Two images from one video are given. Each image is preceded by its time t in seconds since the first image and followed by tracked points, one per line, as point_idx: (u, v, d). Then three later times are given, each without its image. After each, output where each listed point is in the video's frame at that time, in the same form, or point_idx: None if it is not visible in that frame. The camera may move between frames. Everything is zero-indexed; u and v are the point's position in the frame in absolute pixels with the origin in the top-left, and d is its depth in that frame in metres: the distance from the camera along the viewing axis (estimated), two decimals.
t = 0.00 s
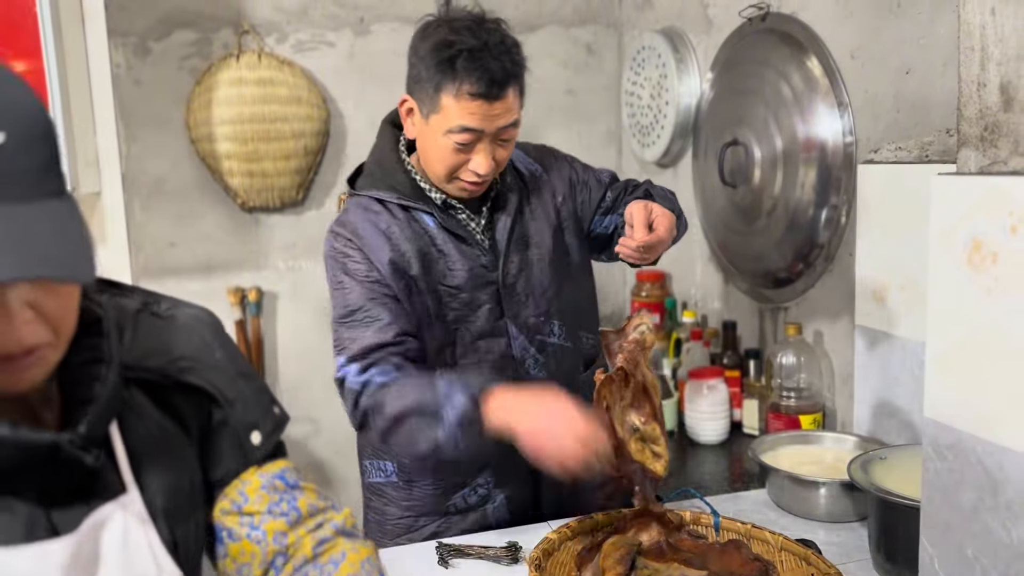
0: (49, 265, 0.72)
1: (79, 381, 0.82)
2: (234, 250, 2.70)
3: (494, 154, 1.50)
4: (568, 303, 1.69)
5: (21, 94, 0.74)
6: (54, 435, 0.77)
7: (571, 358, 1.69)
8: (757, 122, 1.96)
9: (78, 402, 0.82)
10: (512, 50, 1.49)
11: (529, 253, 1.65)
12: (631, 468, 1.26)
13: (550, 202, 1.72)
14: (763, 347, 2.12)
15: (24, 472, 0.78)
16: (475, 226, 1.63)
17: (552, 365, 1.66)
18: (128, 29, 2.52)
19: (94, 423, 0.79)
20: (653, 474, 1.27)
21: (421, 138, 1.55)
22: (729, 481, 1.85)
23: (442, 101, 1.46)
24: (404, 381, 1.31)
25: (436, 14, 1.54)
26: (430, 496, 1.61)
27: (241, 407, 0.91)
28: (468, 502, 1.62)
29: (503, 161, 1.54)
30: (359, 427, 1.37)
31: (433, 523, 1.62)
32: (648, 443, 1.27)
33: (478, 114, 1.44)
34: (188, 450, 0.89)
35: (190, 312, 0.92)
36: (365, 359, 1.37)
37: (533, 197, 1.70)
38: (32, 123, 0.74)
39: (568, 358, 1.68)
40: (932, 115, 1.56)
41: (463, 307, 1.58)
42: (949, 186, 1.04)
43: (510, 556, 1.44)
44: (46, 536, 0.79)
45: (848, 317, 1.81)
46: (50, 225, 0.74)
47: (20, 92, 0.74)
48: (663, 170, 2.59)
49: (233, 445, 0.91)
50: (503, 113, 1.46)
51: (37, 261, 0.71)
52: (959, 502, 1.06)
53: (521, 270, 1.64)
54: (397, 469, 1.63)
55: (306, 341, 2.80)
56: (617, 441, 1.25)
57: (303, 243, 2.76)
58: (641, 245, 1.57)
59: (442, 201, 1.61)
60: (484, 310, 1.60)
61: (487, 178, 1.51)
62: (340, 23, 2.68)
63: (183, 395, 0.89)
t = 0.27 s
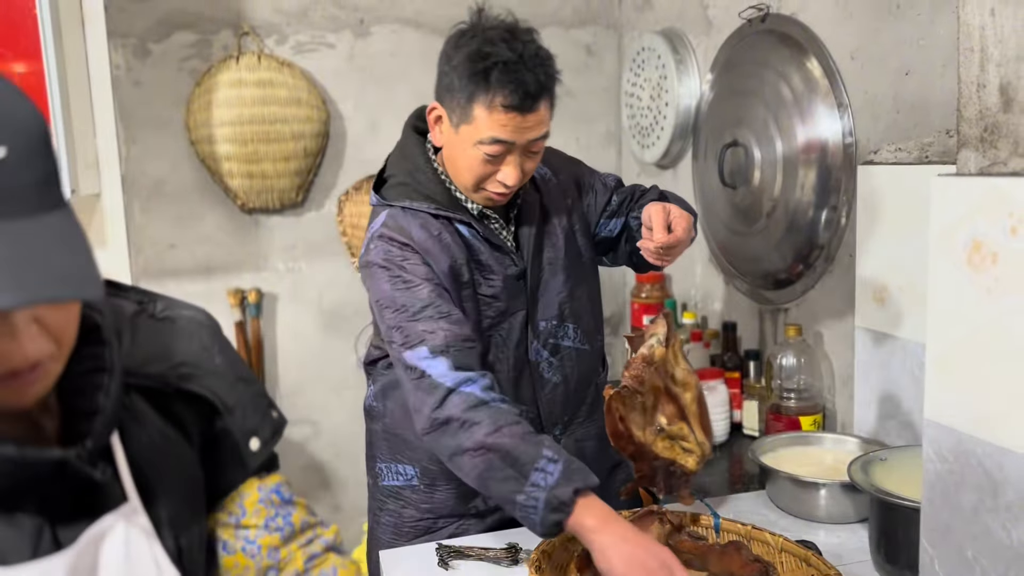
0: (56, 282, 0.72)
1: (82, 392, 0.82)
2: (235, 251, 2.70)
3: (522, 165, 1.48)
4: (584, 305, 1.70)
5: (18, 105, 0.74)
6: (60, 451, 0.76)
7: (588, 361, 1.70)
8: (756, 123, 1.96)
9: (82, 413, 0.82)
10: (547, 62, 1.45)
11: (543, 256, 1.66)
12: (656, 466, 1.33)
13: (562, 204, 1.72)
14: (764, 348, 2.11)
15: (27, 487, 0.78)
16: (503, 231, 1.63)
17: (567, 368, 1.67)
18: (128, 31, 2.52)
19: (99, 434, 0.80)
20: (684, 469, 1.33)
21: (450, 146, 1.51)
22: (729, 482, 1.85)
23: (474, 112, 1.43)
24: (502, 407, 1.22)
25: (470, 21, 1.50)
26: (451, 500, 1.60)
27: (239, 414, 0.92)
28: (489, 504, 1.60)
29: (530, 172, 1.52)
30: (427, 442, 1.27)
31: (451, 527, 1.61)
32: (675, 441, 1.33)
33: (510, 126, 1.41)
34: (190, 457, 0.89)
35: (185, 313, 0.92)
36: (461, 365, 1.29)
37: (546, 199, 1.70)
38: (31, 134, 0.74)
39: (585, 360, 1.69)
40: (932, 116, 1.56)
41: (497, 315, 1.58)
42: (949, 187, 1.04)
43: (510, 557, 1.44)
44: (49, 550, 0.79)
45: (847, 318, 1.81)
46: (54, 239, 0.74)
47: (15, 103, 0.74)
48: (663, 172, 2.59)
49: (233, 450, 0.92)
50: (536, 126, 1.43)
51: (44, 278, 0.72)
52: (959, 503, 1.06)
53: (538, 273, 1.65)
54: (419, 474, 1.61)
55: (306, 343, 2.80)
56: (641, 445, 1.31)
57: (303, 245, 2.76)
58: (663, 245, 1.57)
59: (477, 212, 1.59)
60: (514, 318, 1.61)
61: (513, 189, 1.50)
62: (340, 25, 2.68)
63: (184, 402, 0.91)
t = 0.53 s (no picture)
0: (78, 303, 0.73)
1: (90, 400, 0.82)
2: (235, 253, 2.70)
3: (538, 158, 1.50)
4: (591, 305, 1.70)
5: (40, 115, 0.73)
6: (68, 462, 0.77)
7: (594, 362, 1.70)
8: (756, 124, 1.96)
9: (89, 422, 0.81)
10: (565, 58, 1.47)
11: (551, 256, 1.66)
12: (674, 453, 1.42)
13: (570, 206, 1.72)
14: (764, 349, 2.11)
15: (34, 494, 0.77)
16: (508, 226, 1.64)
17: (574, 368, 1.67)
18: (127, 33, 2.52)
19: (105, 444, 0.80)
20: (704, 460, 1.39)
21: (467, 138, 1.52)
22: (729, 484, 1.85)
23: (494, 102, 1.44)
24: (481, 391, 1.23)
25: (490, 17, 1.52)
26: (454, 499, 1.60)
27: (245, 426, 0.90)
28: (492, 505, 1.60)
29: (544, 166, 1.54)
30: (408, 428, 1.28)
31: (454, 527, 1.61)
32: (693, 432, 1.40)
33: (530, 118, 1.43)
34: (196, 465, 0.89)
35: (200, 320, 0.94)
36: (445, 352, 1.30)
37: (554, 200, 1.70)
38: (54, 150, 0.73)
39: (590, 361, 1.69)
40: (931, 117, 1.56)
41: (501, 310, 1.58)
42: (949, 188, 1.04)
43: (511, 559, 1.44)
44: (51, 558, 0.78)
45: (847, 320, 1.81)
46: (73, 259, 0.75)
47: (39, 114, 0.73)
48: (663, 173, 2.59)
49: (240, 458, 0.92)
50: (553, 119, 1.45)
51: (66, 300, 0.72)
52: (959, 504, 1.06)
53: (546, 272, 1.65)
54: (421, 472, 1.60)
55: (306, 344, 2.80)
56: (651, 435, 1.40)
57: (303, 246, 2.76)
58: (674, 241, 1.58)
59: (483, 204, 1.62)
60: (519, 314, 1.61)
61: (527, 181, 1.52)
62: (340, 26, 2.69)
63: (193, 411, 0.91)
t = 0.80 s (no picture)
0: (88, 315, 0.72)
1: (99, 404, 0.82)
2: (235, 254, 2.70)
3: (534, 152, 1.50)
4: (588, 305, 1.71)
5: (56, 124, 0.72)
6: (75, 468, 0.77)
7: (593, 363, 1.70)
8: (756, 125, 1.96)
9: (97, 427, 0.81)
10: (559, 53, 1.48)
11: (548, 257, 1.66)
12: (666, 445, 1.37)
13: (569, 209, 1.73)
14: (764, 350, 2.12)
15: (41, 500, 0.76)
16: (503, 223, 1.67)
17: (572, 368, 1.67)
18: (128, 34, 2.52)
19: (114, 448, 0.80)
20: (697, 455, 1.34)
21: (461, 135, 1.54)
22: (729, 484, 1.85)
23: (489, 98, 1.45)
24: (434, 382, 1.28)
25: (483, 13, 1.54)
26: (448, 498, 1.60)
27: (252, 431, 0.90)
28: (486, 505, 1.60)
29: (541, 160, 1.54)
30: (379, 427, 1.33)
31: (450, 528, 1.61)
32: (689, 425, 1.38)
33: (524, 113, 1.44)
34: (203, 470, 0.89)
35: (207, 322, 0.95)
36: (401, 349, 1.35)
37: (552, 202, 1.72)
38: (70, 158, 0.73)
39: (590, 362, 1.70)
40: (931, 118, 1.56)
41: (491, 306, 1.59)
42: (948, 188, 1.05)
43: (511, 559, 1.44)
44: (59, 563, 0.77)
45: (847, 320, 1.81)
46: (85, 269, 0.74)
47: (56, 123, 0.72)
48: (663, 173, 2.59)
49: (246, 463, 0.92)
50: (547, 113, 1.46)
51: (77, 311, 0.71)
52: (958, 505, 1.06)
53: (543, 272, 1.65)
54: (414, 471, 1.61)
55: (306, 345, 2.80)
56: (643, 419, 1.38)
57: (303, 247, 2.76)
58: (683, 228, 1.59)
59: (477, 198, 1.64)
60: (510, 311, 1.61)
61: (523, 177, 1.52)
62: (340, 27, 2.69)
63: (201, 415, 0.91)
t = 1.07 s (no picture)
0: (89, 312, 0.72)
1: (100, 404, 0.82)
2: (235, 255, 2.71)
3: (530, 159, 1.51)
4: (584, 304, 1.71)
5: (61, 125, 0.72)
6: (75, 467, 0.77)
7: (590, 361, 1.71)
8: (756, 126, 1.96)
9: (99, 426, 0.81)
10: (559, 63, 1.49)
11: (543, 255, 1.67)
12: (662, 424, 1.38)
13: (564, 209, 1.73)
14: (763, 350, 2.12)
15: (43, 498, 0.77)
16: (497, 222, 1.67)
17: (567, 365, 1.68)
18: (128, 35, 2.52)
19: (115, 447, 0.80)
20: (693, 435, 1.35)
21: (460, 140, 1.54)
22: (728, 485, 1.85)
23: (488, 106, 1.45)
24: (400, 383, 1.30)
25: (484, 20, 1.54)
26: (446, 497, 1.60)
27: (253, 432, 0.91)
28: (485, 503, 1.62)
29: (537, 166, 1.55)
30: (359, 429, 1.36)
31: (449, 527, 1.62)
32: (685, 405, 1.38)
33: (523, 122, 1.44)
34: (204, 471, 0.90)
35: (209, 323, 0.95)
36: (374, 351, 1.38)
37: (549, 203, 1.72)
38: (74, 159, 0.73)
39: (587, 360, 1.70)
40: (929, 119, 1.57)
41: (485, 304, 1.60)
42: (945, 189, 1.05)
43: (510, 559, 1.44)
44: (60, 562, 0.77)
45: (847, 321, 1.82)
46: (86, 268, 0.74)
47: (60, 123, 0.72)
48: (662, 174, 2.60)
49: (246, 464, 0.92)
50: (546, 122, 1.46)
51: (77, 309, 0.71)
52: (956, 505, 1.06)
53: (538, 271, 1.66)
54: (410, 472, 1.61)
55: (306, 346, 2.80)
56: (638, 398, 1.40)
57: (303, 248, 2.77)
58: (679, 211, 1.57)
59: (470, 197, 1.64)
60: (504, 308, 1.62)
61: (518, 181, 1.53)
62: (340, 28, 2.69)
63: (202, 417, 0.91)
